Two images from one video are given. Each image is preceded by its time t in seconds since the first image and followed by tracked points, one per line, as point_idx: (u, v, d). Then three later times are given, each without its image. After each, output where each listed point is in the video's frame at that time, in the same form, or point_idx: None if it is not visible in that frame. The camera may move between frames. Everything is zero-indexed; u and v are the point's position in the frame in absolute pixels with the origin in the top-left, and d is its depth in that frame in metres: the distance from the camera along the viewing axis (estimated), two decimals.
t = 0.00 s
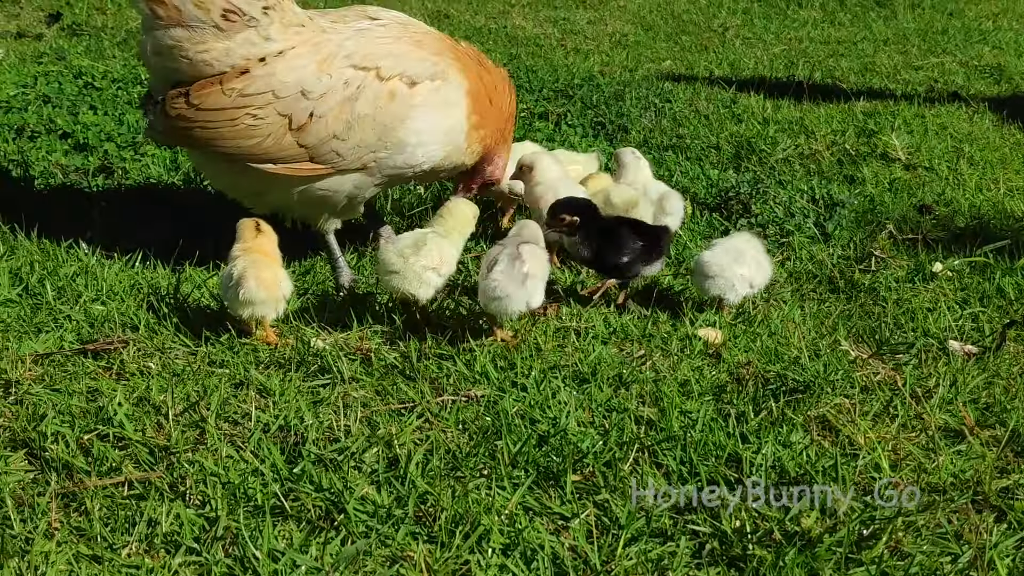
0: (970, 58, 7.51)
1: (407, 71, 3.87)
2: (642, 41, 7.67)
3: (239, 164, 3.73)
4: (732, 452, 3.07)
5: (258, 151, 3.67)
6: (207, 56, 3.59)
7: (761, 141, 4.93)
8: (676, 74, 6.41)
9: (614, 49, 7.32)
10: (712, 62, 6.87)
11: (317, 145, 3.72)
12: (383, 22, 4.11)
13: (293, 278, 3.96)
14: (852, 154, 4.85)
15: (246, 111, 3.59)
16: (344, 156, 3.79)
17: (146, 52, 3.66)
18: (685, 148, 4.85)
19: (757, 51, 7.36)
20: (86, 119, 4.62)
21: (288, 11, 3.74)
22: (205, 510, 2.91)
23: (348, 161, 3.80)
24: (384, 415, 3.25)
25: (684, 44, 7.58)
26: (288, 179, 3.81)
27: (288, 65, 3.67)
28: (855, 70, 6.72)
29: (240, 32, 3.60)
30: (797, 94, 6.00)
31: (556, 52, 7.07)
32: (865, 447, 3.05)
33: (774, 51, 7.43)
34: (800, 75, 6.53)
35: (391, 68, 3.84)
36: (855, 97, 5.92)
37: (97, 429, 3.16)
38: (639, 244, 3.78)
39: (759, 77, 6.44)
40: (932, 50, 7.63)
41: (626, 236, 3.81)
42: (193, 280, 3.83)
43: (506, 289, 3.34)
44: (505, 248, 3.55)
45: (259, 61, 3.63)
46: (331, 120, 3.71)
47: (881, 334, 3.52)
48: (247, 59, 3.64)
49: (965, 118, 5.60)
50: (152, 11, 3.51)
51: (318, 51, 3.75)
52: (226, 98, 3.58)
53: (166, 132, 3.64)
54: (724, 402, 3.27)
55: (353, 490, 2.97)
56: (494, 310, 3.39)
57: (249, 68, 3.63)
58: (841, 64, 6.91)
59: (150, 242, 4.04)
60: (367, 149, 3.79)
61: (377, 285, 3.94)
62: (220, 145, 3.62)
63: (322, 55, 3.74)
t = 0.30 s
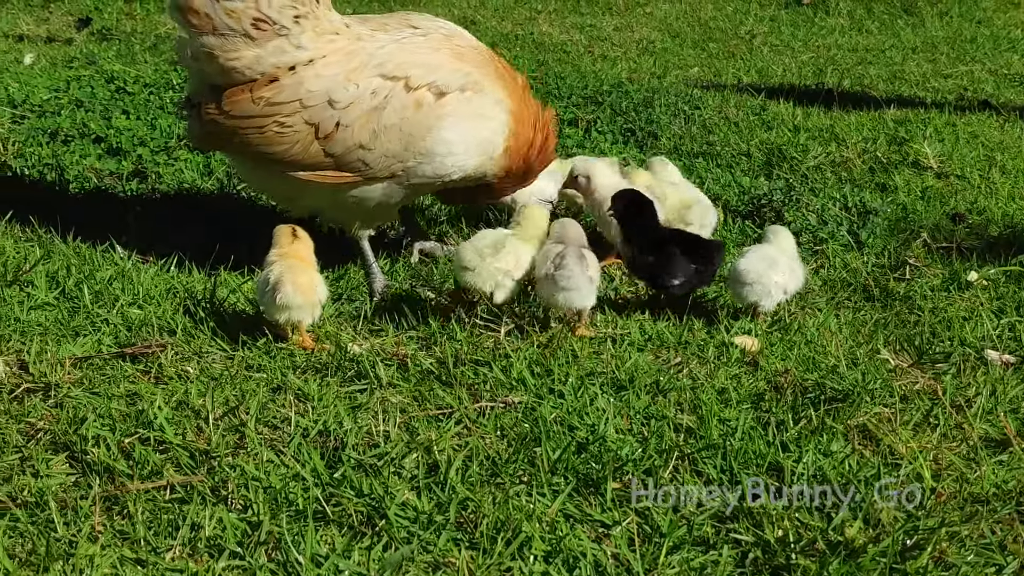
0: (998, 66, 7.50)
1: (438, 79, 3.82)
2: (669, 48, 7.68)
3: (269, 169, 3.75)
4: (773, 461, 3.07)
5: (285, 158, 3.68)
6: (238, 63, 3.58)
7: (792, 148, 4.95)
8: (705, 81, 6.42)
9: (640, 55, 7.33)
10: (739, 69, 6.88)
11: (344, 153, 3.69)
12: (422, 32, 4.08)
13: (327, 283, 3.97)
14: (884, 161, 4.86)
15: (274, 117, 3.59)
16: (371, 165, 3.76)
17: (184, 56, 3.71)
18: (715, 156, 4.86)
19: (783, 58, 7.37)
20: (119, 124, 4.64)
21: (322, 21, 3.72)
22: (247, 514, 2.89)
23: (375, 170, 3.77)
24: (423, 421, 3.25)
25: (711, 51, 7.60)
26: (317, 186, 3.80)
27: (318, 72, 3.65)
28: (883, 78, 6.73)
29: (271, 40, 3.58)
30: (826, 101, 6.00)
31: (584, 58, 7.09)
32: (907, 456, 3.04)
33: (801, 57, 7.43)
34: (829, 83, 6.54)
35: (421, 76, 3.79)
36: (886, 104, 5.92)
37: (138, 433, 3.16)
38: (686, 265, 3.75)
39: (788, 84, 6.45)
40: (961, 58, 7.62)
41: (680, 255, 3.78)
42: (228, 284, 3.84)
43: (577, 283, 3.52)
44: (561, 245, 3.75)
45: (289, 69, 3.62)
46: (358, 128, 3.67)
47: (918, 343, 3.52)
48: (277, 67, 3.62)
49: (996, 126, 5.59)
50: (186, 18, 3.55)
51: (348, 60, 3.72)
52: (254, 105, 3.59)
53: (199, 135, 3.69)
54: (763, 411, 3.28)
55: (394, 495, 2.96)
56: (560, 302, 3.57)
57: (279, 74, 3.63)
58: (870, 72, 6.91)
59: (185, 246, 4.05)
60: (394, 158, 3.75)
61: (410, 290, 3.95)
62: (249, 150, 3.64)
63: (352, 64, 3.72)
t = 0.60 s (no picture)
0: None
1: (474, 91, 3.81)
2: (698, 49, 7.68)
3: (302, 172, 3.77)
4: (814, 463, 3.07)
5: (319, 163, 3.70)
6: (272, 70, 3.60)
7: (824, 149, 4.95)
8: (734, 83, 6.41)
9: (667, 56, 7.32)
10: (769, 71, 6.88)
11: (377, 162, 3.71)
12: (460, 40, 4.06)
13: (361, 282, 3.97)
14: (916, 164, 4.86)
15: (309, 123, 3.60)
16: (404, 174, 3.78)
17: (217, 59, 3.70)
18: (745, 158, 4.87)
19: (811, 60, 7.36)
20: (151, 123, 4.66)
21: (356, 26, 3.72)
22: (289, 512, 2.84)
23: (408, 178, 3.79)
24: (461, 420, 3.22)
25: (739, 52, 7.60)
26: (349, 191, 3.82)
27: (353, 80, 3.65)
28: (913, 80, 6.71)
29: (305, 47, 3.59)
30: (857, 103, 5.99)
31: (612, 59, 7.08)
32: (949, 459, 3.03)
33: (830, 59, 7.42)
34: (859, 85, 6.53)
35: (458, 88, 3.78)
36: (918, 106, 5.90)
37: (178, 430, 3.10)
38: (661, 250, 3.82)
39: (818, 86, 6.44)
40: (990, 61, 7.60)
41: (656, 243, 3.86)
42: (263, 283, 3.81)
43: (627, 279, 3.45)
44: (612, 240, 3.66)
45: (325, 76, 3.63)
46: (393, 138, 3.69)
47: (957, 347, 3.51)
48: (313, 73, 3.63)
49: None
50: (219, 24, 3.55)
51: (386, 69, 3.72)
52: (290, 110, 3.60)
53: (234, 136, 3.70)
54: (802, 413, 3.28)
55: (434, 494, 2.93)
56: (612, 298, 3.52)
57: (315, 80, 3.63)
58: (899, 74, 6.90)
59: (219, 244, 4.04)
60: (426, 169, 3.77)
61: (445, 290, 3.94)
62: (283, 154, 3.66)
63: (390, 73, 3.72)
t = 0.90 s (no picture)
0: None
1: (507, 90, 3.83)
2: (725, 48, 7.66)
3: (335, 169, 3.77)
4: (847, 459, 3.05)
5: (351, 160, 3.71)
6: (304, 66, 3.62)
7: (854, 148, 4.94)
8: (763, 81, 6.39)
9: (694, 55, 7.30)
10: (797, 69, 6.85)
11: (410, 160, 3.72)
12: (490, 38, 4.07)
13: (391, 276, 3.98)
14: (947, 162, 4.84)
15: (343, 121, 3.61)
16: (436, 171, 3.79)
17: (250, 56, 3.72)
18: (773, 156, 4.87)
19: (839, 58, 7.33)
20: (182, 119, 4.69)
21: (387, 24, 3.74)
22: (321, 503, 2.83)
23: (440, 176, 3.80)
24: (493, 414, 3.22)
25: (767, 51, 7.57)
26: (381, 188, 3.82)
27: (386, 77, 3.67)
28: (943, 79, 6.68)
29: (337, 44, 3.62)
30: (887, 101, 5.97)
31: (639, 57, 7.07)
32: (983, 456, 3.01)
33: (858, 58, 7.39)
34: (888, 84, 6.50)
35: (491, 87, 3.81)
36: (948, 105, 5.88)
37: (211, 421, 3.08)
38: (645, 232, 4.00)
39: (847, 85, 6.42)
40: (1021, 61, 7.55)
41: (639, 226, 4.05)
42: (294, 277, 3.79)
43: (655, 285, 3.45)
44: (640, 240, 3.63)
45: (358, 74, 3.64)
46: (426, 136, 3.70)
47: (990, 344, 3.49)
48: (345, 70, 3.66)
49: None
50: (251, 21, 3.58)
51: (418, 67, 3.74)
52: (324, 107, 3.61)
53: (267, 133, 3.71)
54: (834, 409, 3.27)
55: (466, 487, 2.92)
56: (640, 302, 3.52)
57: (348, 78, 3.65)
58: (929, 73, 6.87)
59: (249, 238, 4.05)
60: (459, 166, 3.79)
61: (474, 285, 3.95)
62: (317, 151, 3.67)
63: (423, 72, 3.74)
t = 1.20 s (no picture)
0: None
1: (525, 90, 3.84)
2: (738, 48, 7.65)
3: (353, 168, 3.77)
4: (862, 459, 3.04)
5: (370, 160, 3.71)
6: (321, 67, 3.61)
7: (867, 147, 4.93)
8: (775, 81, 6.39)
9: (706, 55, 7.29)
10: (810, 69, 6.84)
11: (428, 160, 3.73)
12: (504, 37, 4.07)
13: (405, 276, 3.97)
14: (961, 162, 4.83)
15: (363, 121, 3.61)
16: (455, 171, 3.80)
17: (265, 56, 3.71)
18: (786, 156, 4.87)
19: (852, 59, 7.32)
20: (195, 118, 4.69)
21: (403, 24, 3.74)
22: (336, 501, 2.83)
23: (458, 176, 3.81)
24: (507, 413, 3.21)
25: (780, 51, 7.56)
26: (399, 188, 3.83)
27: (404, 77, 3.67)
28: (956, 80, 6.66)
29: (354, 45, 3.61)
30: (900, 102, 5.96)
31: (651, 57, 7.07)
32: (999, 457, 3.00)
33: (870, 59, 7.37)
34: (901, 84, 6.49)
35: (509, 87, 3.82)
36: (962, 105, 5.86)
37: (225, 419, 3.08)
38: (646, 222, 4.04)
39: (860, 85, 6.41)
40: None
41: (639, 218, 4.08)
42: (307, 276, 3.78)
43: (671, 284, 3.47)
44: (656, 239, 3.65)
45: (376, 74, 3.64)
46: (445, 136, 3.71)
47: (1006, 344, 3.48)
48: (363, 70, 3.65)
49: None
50: (268, 22, 3.56)
51: (436, 68, 3.74)
52: (345, 108, 3.61)
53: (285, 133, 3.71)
54: (849, 409, 3.27)
55: (481, 486, 2.92)
56: (655, 301, 3.54)
57: (367, 79, 3.65)
58: (942, 73, 6.85)
59: (263, 237, 4.05)
60: (477, 166, 3.80)
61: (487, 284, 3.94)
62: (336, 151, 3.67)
63: (441, 72, 3.74)
